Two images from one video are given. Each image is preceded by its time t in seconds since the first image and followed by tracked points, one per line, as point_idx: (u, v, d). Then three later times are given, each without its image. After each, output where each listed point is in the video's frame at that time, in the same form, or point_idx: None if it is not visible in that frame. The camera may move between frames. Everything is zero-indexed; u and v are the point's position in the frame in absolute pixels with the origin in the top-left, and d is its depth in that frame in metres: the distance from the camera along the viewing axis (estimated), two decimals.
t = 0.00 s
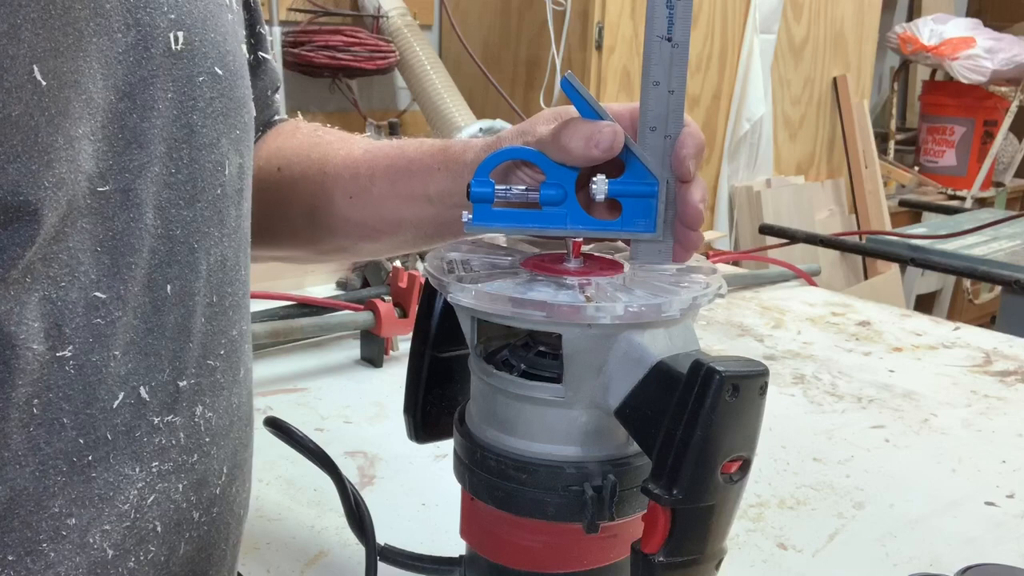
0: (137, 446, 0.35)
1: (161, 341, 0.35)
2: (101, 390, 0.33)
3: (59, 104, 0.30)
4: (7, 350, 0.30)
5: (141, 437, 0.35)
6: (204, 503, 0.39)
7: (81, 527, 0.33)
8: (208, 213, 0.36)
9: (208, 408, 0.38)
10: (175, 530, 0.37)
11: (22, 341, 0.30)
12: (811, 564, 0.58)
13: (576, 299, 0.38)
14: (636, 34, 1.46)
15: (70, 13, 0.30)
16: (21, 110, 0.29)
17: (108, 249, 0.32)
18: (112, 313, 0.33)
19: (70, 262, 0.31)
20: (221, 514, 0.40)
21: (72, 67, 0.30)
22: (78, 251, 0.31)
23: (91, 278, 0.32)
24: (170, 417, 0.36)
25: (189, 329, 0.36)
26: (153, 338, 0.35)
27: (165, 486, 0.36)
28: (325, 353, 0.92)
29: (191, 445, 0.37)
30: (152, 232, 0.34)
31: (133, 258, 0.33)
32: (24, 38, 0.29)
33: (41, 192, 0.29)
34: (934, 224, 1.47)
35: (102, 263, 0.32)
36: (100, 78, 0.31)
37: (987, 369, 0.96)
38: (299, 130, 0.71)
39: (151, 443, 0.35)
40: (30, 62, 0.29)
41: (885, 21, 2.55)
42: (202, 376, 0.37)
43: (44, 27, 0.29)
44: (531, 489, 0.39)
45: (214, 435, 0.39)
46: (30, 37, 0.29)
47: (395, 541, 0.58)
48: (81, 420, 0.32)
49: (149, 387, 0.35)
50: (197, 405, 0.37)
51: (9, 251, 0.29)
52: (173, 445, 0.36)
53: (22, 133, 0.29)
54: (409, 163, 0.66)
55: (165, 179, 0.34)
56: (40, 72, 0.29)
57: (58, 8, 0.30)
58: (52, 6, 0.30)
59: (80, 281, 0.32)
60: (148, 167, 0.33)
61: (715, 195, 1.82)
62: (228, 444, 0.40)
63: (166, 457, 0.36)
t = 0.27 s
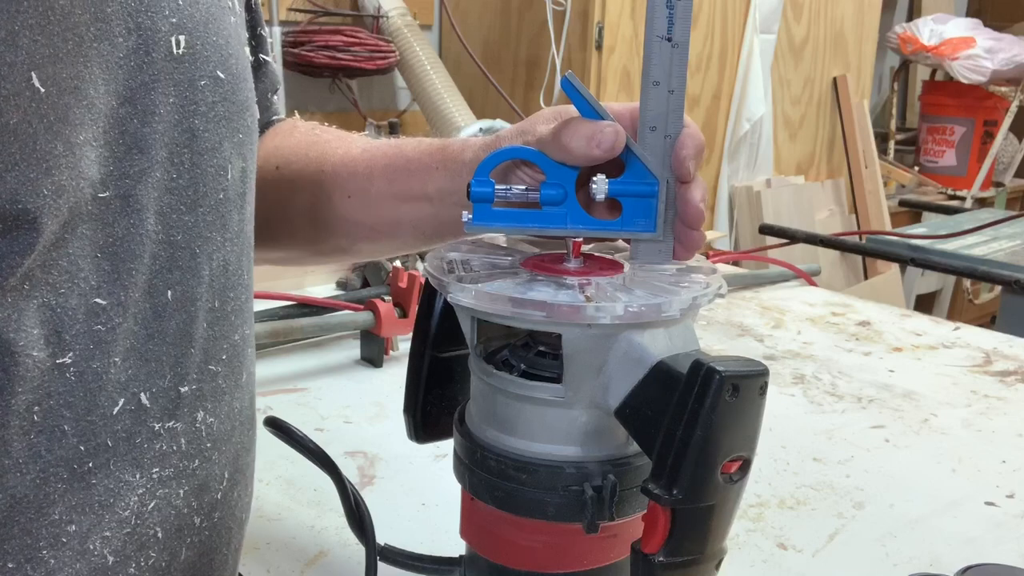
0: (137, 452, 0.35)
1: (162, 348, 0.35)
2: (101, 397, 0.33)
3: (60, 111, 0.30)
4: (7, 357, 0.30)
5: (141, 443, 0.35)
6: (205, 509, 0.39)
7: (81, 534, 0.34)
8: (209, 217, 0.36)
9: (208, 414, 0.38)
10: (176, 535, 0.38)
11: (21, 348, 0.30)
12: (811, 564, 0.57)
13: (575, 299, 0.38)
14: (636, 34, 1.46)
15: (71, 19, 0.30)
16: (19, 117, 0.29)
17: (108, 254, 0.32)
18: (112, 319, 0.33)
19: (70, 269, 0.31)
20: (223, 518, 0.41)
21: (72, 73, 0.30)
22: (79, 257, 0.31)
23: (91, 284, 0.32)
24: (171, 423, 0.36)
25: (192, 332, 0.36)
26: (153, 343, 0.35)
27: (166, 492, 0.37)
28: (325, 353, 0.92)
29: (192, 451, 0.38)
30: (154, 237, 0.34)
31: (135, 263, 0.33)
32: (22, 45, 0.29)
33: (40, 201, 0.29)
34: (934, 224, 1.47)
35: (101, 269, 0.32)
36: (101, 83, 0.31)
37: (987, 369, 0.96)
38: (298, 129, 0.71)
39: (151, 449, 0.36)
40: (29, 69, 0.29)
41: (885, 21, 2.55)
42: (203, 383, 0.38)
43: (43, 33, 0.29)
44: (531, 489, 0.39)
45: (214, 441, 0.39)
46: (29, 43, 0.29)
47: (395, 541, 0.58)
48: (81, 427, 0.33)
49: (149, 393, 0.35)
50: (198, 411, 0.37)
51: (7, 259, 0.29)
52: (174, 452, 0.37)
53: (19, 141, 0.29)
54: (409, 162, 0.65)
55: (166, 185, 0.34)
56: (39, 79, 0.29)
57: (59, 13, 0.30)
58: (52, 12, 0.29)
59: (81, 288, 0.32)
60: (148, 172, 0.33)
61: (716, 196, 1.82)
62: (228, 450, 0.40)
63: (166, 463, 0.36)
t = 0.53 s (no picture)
0: (144, 465, 0.34)
1: (168, 361, 0.34)
2: (112, 412, 0.32)
3: (60, 133, 0.29)
4: (18, 376, 0.29)
5: (148, 456, 0.34)
6: (208, 516, 0.38)
7: (87, 544, 0.33)
8: (216, 231, 0.35)
9: (213, 424, 0.37)
10: (180, 544, 0.37)
11: (25, 367, 0.29)
12: (811, 564, 0.58)
13: (575, 299, 0.38)
14: (636, 34, 1.46)
15: (73, 38, 0.29)
16: (20, 145, 0.28)
17: (111, 272, 0.32)
18: (119, 335, 0.32)
19: (72, 288, 0.30)
20: (225, 524, 0.40)
21: (73, 94, 0.29)
22: (80, 277, 0.31)
23: (93, 303, 0.31)
24: (177, 436, 0.35)
25: (199, 345, 0.35)
26: (161, 358, 0.34)
27: (171, 503, 0.36)
28: (325, 353, 0.92)
29: (197, 462, 0.37)
30: (157, 253, 0.33)
31: (139, 280, 0.32)
32: (22, 71, 0.28)
33: (41, 227, 0.28)
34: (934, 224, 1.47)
35: (104, 288, 0.31)
36: (103, 102, 0.30)
37: (987, 369, 0.96)
38: (300, 127, 0.70)
39: (157, 462, 0.35)
40: (29, 94, 0.28)
41: (885, 21, 2.55)
42: (208, 393, 0.37)
43: (44, 56, 0.28)
44: (531, 489, 0.39)
45: (219, 450, 0.38)
46: (29, 68, 0.28)
47: (395, 541, 0.58)
48: (92, 442, 0.32)
49: (159, 407, 0.34)
50: (203, 422, 0.36)
51: (10, 285, 0.28)
52: (179, 463, 0.36)
53: (21, 167, 0.28)
54: (412, 164, 0.66)
55: (167, 201, 0.33)
56: (40, 105, 0.28)
57: (60, 34, 0.28)
58: (53, 33, 0.28)
59: (84, 306, 0.31)
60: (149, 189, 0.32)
61: (715, 196, 1.82)
62: (231, 457, 0.39)
63: (171, 475, 0.35)
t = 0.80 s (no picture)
0: (155, 489, 0.34)
1: (178, 389, 0.34)
2: (126, 444, 0.32)
3: (67, 179, 0.28)
4: (28, 417, 0.29)
5: (160, 481, 0.34)
6: (216, 528, 0.38)
7: (98, 568, 0.33)
8: (227, 254, 0.35)
9: (223, 442, 0.37)
10: (189, 558, 0.37)
11: (33, 408, 0.29)
12: (811, 564, 0.58)
13: (576, 299, 0.38)
14: (636, 34, 1.46)
15: (77, 81, 0.28)
16: (23, 200, 0.27)
17: (119, 305, 0.31)
18: (128, 366, 0.32)
19: (79, 326, 0.30)
20: (231, 535, 0.40)
21: (78, 138, 0.28)
22: (89, 315, 0.30)
23: (101, 338, 0.31)
24: (189, 459, 0.35)
25: (210, 368, 0.35)
26: (175, 385, 0.34)
27: (182, 522, 0.36)
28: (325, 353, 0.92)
29: (207, 480, 0.37)
30: (164, 282, 0.33)
31: (147, 310, 0.32)
32: (23, 124, 0.27)
33: (46, 279, 0.27)
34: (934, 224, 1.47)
35: (112, 323, 0.31)
36: (110, 140, 0.29)
37: (987, 369, 0.96)
38: (301, 115, 0.70)
39: (169, 485, 0.35)
40: (31, 146, 0.27)
41: (885, 21, 2.55)
42: (219, 412, 0.37)
43: (46, 105, 0.27)
44: (530, 489, 0.39)
45: (227, 466, 0.38)
46: (29, 119, 0.27)
47: (395, 541, 0.58)
48: (103, 472, 0.32)
49: (172, 434, 0.34)
50: (213, 442, 0.37)
51: (18, 335, 0.28)
52: (190, 484, 0.36)
53: (25, 222, 0.27)
54: (412, 159, 0.66)
55: (175, 231, 0.33)
56: (43, 156, 0.27)
57: (64, 79, 0.27)
58: (57, 78, 0.27)
59: (92, 342, 0.30)
60: (155, 220, 0.32)
61: (715, 196, 1.82)
62: (237, 471, 0.39)
63: (182, 496, 0.35)
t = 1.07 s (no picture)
0: (160, 515, 0.36)
1: (183, 420, 0.35)
2: (131, 476, 0.34)
3: (70, 233, 0.29)
4: (26, 458, 0.30)
5: (165, 507, 0.36)
6: (219, 544, 0.40)
7: None
8: (231, 284, 0.36)
9: (228, 464, 0.40)
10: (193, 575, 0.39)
11: (37, 448, 0.30)
12: (811, 564, 0.57)
13: (575, 299, 0.38)
14: (636, 35, 1.46)
15: (79, 135, 0.29)
16: (19, 263, 0.28)
17: (123, 341, 0.33)
18: (131, 400, 0.33)
19: (82, 363, 0.31)
20: (235, 550, 0.42)
21: (80, 193, 0.29)
22: (93, 354, 0.32)
23: (104, 372, 0.32)
24: (193, 484, 0.37)
25: (213, 393, 0.36)
26: (181, 416, 0.35)
27: (185, 543, 0.38)
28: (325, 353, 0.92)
29: (211, 502, 0.39)
30: (167, 316, 0.34)
31: (149, 343, 0.34)
32: (20, 187, 0.27)
33: (44, 337, 0.29)
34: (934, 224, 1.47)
35: (115, 358, 0.32)
36: (121, 190, 0.30)
37: (987, 369, 0.96)
38: (305, 102, 0.69)
39: (173, 510, 0.37)
40: (27, 210, 0.28)
41: (885, 21, 2.55)
42: (224, 436, 0.39)
43: (43, 165, 0.28)
44: (531, 489, 0.39)
45: (231, 486, 0.40)
46: (26, 182, 0.28)
47: (395, 541, 0.58)
48: (107, 502, 0.33)
49: (176, 463, 0.36)
50: (218, 466, 0.39)
51: (16, 384, 0.29)
52: (194, 507, 0.38)
53: (20, 285, 0.28)
54: (414, 155, 0.66)
55: (180, 266, 0.34)
56: (38, 217, 0.28)
57: (63, 135, 0.28)
58: (55, 135, 0.28)
59: (94, 377, 0.32)
60: (168, 258, 0.33)
61: (716, 196, 1.82)
62: (241, 489, 0.42)
63: (187, 518, 0.37)
